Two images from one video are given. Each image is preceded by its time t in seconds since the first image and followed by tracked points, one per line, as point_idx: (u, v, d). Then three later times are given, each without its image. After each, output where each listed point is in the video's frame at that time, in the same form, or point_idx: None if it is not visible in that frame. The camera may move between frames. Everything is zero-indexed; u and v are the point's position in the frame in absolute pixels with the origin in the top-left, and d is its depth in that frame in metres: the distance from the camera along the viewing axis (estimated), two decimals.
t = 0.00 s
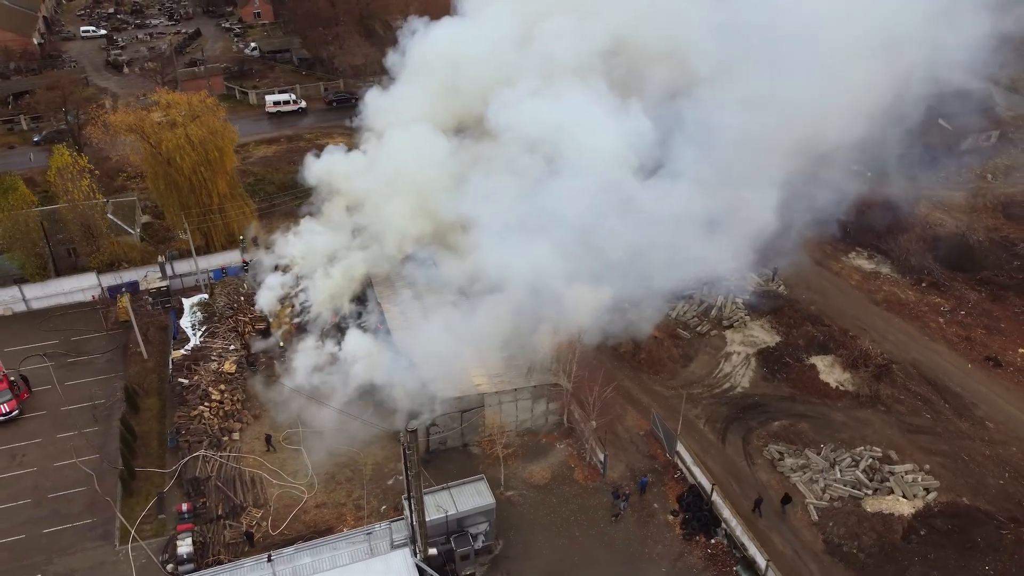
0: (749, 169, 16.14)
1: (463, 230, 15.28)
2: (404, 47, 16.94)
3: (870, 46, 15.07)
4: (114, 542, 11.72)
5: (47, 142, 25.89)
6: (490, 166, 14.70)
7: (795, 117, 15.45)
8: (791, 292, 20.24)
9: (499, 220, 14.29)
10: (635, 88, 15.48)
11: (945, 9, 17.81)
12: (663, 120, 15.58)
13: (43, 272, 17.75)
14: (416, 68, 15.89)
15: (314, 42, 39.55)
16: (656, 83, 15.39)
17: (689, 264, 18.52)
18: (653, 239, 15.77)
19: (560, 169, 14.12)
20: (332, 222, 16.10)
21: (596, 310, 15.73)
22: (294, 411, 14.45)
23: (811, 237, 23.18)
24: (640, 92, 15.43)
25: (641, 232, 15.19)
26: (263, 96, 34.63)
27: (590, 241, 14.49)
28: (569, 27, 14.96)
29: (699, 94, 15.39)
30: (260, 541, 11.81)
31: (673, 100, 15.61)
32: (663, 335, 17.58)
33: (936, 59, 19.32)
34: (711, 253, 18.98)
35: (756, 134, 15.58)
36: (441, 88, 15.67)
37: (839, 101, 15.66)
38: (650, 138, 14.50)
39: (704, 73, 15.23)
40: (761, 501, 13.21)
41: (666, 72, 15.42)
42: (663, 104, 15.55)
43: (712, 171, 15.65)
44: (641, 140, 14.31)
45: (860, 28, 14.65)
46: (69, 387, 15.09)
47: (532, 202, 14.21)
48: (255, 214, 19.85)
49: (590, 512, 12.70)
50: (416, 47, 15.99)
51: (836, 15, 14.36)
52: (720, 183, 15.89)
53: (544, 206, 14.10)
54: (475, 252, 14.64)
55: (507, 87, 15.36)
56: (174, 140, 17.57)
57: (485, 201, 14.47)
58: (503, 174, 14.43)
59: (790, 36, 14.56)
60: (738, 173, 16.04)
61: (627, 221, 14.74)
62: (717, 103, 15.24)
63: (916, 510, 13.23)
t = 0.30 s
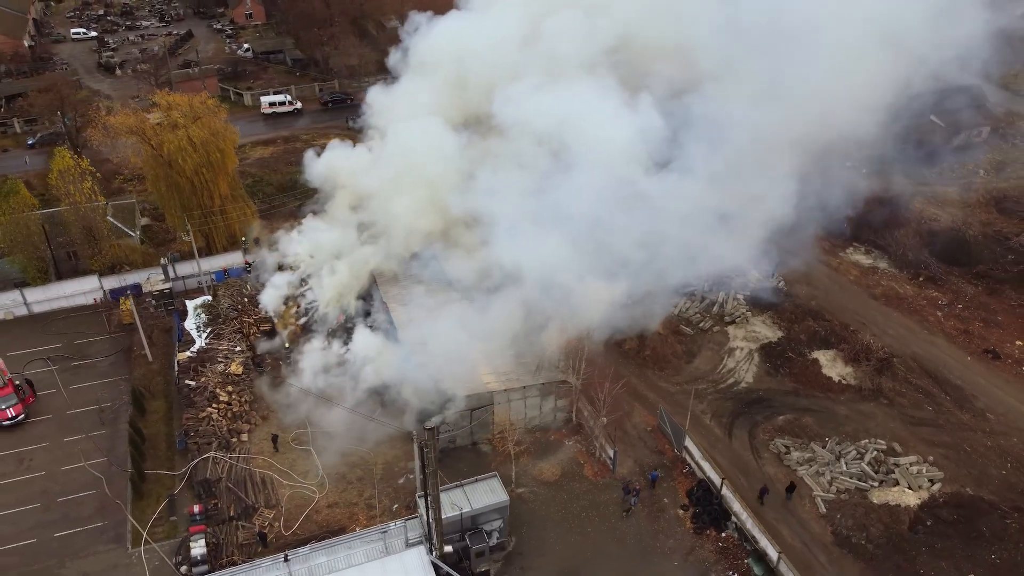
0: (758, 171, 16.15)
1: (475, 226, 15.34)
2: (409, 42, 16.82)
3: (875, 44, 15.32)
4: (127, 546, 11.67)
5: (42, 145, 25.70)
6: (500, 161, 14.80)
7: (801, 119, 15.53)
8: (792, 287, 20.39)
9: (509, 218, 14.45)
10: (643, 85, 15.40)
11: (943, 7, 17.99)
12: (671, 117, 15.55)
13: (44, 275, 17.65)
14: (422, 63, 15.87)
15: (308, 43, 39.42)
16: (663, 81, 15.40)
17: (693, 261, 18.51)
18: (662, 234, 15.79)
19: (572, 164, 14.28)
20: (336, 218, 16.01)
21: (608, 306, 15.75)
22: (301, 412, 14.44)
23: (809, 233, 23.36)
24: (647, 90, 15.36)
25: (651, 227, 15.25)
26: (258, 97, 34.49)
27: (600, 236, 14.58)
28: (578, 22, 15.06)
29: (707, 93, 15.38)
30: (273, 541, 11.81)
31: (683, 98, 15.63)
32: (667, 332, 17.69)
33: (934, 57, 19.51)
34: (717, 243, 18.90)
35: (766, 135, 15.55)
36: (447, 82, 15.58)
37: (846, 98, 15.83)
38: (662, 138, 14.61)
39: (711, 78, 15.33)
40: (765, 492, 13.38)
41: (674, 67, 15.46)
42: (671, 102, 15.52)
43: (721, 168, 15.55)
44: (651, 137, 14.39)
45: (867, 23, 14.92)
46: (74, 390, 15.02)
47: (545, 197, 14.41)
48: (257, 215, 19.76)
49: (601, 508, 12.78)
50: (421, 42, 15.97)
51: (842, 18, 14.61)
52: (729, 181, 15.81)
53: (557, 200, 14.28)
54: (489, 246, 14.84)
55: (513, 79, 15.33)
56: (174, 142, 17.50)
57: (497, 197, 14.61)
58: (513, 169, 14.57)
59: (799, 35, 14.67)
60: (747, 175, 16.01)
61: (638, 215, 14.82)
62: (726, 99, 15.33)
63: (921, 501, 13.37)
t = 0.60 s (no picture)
0: (762, 166, 16.27)
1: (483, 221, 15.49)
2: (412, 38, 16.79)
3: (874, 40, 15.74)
4: (138, 549, 11.64)
5: (35, 148, 25.48)
6: (508, 156, 14.88)
7: (804, 113, 15.72)
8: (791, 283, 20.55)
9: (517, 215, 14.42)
10: (650, 79, 15.48)
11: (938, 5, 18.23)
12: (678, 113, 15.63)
13: (44, 280, 17.54)
14: (427, 58, 15.84)
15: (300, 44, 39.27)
16: (668, 78, 15.52)
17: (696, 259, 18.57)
18: (668, 228, 15.88)
19: (582, 158, 14.34)
20: (347, 216, 16.22)
21: (613, 303, 15.81)
22: (308, 413, 14.43)
23: (805, 229, 23.54)
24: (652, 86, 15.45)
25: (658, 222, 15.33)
26: (252, 99, 34.31)
27: (610, 229, 14.65)
28: (583, 17, 15.11)
29: (713, 86, 15.51)
30: (286, 543, 11.81)
31: (689, 92, 15.78)
32: (669, 329, 17.81)
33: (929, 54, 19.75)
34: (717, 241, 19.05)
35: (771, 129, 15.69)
36: (453, 77, 15.58)
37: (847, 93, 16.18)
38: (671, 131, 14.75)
39: (716, 71, 15.51)
40: (769, 482, 13.60)
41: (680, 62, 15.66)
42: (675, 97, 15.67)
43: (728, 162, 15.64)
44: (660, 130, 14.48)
45: (865, 20, 15.34)
46: (79, 394, 14.94)
47: (554, 191, 14.50)
48: (257, 216, 19.63)
49: (611, 504, 12.86)
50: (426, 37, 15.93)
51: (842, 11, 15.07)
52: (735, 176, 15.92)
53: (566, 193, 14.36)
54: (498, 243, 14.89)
55: (520, 73, 15.33)
56: (174, 144, 17.44)
57: (506, 191, 14.64)
58: (522, 163, 14.61)
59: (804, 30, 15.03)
60: (752, 170, 16.13)
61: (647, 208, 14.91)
62: (732, 94, 15.43)
63: (925, 491, 13.54)
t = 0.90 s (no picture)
0: (765, 163, 16.38)
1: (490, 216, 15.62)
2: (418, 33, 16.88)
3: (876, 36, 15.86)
4: (151, 552, 11.61)
5: (27, 153, 25.11)
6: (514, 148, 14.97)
7: (808, 106, 15.84)
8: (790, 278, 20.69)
9: (524, 211, 14.45)
10: (655, 73, 15.50)
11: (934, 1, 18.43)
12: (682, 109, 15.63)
13: (44, 284, 17.43)
14: (435, 57, 16.18)
15: (293, 45, 39.13)
16: (671, 75, 15.54)
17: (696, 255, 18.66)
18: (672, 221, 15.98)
19: (590, 151, 14.38)
20: (353, 209, 16.29)
21: (618, 297, 15.96)
22: (316, 414, 14.42)
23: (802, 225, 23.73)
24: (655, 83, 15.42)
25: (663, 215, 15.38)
26: (245, 101, 34.15)
27: (616, 225, 14.71)
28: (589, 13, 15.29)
29: (718, 79, 15.58)
30: (299, 543, 11.82)
31: (693, 87, 15.75)
32: (672, 325, 17.93)
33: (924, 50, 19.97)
34: (717, 237, 19.16)
35: (775, 122, 15.81)
36: (460, 73, 15.80)
37: (849, 87, 16.27)
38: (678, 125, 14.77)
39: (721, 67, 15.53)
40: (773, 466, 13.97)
41: (684, 54, 15.61)
42: (680, 89, 15.59)
43: (731, 158, 15.73)
44: (668, 124, 14.49)
45: (866, 18, 15.51)
46: (84, 398, 14.87)
47: (562, 184, 14.56)
48: (257, 217, 19.62)
49: (621, 499, 12.95)
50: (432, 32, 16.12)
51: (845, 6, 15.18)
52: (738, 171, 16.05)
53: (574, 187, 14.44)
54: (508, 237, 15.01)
55: (523, 66, 15.38)
56: (176, 146, 17.37)
57: (514, 185, 14.75)
58: (529, 156, 14.70)
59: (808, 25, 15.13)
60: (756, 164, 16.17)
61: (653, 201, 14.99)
62: (736, 91, 15.49)
63: (930, 481, 13.71)
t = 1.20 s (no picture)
0: (769, 159, 16.48)
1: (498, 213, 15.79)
2: (422, 32, 17.03)
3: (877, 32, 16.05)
4: (164, 555, 11.59)
5: (20, 156, 24.82)
6: (524, 145, 15.17)
7: (809, 102, 16.06)
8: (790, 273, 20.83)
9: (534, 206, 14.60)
10: (659, 69, 15.81)
11: None
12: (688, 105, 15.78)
13: (45, 288, 17.32)
14: (440, 54, 16.33)
15: (286, 46, 38.93)
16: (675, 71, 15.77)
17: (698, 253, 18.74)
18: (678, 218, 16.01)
19: (599, 146, 14.49)
20: (355, 205, 16.28)
21: (624, 294, 15.95)
22: (324, 415, 14.41)
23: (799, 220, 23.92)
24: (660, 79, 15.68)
25: (668, 210, 15.43)
26: (238, 102, 33.97)
27: (624, 222, 14.73)
28: (594, 11, 15.52)
29: (721, 74, 15.75)
30: (313, 543, 11.82)
31: (697, 83, 15.90)
32: (675, 322, 18.04)
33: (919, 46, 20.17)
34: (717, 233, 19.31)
35: (778, 117, 15.97)
36: (465, 70, 16.00)
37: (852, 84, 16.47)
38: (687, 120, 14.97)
39: (725, 66, 15.71)
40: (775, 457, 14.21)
41: (687, 50, 15.86)
42: (686, 85, 15.80)
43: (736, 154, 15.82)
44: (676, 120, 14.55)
45: (868, 15, 15.70)
46: (89, 402, 14.79)
47: (569, 180, 14.63)
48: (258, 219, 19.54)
49: (631, 495, 13.04)
50: (437, 29, 16.24)
51: (846, 3, 15.39)
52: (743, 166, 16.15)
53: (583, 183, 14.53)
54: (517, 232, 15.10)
55: (528, 61, 15.55)
56: (177, 149, 17.27)
57: (524, 180, 14.90)
58: (536, 152, 14.86)
59: (811, 21, 15.34)
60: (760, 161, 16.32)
61: (660, 196, 15.10)
62: (740, 87, 15.66)
63: (934, 472, 13.88)
